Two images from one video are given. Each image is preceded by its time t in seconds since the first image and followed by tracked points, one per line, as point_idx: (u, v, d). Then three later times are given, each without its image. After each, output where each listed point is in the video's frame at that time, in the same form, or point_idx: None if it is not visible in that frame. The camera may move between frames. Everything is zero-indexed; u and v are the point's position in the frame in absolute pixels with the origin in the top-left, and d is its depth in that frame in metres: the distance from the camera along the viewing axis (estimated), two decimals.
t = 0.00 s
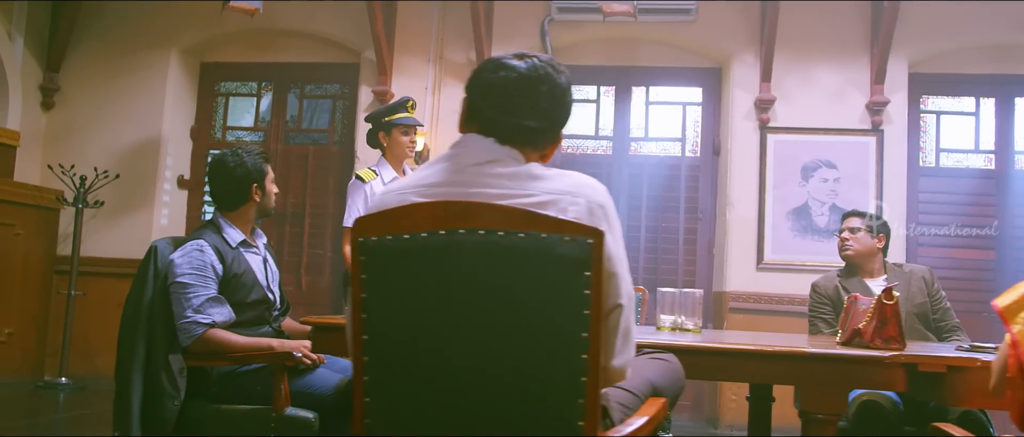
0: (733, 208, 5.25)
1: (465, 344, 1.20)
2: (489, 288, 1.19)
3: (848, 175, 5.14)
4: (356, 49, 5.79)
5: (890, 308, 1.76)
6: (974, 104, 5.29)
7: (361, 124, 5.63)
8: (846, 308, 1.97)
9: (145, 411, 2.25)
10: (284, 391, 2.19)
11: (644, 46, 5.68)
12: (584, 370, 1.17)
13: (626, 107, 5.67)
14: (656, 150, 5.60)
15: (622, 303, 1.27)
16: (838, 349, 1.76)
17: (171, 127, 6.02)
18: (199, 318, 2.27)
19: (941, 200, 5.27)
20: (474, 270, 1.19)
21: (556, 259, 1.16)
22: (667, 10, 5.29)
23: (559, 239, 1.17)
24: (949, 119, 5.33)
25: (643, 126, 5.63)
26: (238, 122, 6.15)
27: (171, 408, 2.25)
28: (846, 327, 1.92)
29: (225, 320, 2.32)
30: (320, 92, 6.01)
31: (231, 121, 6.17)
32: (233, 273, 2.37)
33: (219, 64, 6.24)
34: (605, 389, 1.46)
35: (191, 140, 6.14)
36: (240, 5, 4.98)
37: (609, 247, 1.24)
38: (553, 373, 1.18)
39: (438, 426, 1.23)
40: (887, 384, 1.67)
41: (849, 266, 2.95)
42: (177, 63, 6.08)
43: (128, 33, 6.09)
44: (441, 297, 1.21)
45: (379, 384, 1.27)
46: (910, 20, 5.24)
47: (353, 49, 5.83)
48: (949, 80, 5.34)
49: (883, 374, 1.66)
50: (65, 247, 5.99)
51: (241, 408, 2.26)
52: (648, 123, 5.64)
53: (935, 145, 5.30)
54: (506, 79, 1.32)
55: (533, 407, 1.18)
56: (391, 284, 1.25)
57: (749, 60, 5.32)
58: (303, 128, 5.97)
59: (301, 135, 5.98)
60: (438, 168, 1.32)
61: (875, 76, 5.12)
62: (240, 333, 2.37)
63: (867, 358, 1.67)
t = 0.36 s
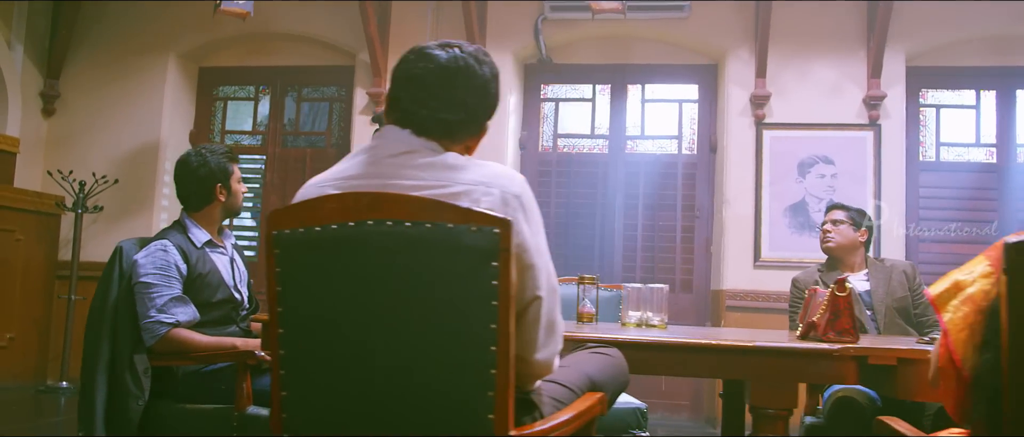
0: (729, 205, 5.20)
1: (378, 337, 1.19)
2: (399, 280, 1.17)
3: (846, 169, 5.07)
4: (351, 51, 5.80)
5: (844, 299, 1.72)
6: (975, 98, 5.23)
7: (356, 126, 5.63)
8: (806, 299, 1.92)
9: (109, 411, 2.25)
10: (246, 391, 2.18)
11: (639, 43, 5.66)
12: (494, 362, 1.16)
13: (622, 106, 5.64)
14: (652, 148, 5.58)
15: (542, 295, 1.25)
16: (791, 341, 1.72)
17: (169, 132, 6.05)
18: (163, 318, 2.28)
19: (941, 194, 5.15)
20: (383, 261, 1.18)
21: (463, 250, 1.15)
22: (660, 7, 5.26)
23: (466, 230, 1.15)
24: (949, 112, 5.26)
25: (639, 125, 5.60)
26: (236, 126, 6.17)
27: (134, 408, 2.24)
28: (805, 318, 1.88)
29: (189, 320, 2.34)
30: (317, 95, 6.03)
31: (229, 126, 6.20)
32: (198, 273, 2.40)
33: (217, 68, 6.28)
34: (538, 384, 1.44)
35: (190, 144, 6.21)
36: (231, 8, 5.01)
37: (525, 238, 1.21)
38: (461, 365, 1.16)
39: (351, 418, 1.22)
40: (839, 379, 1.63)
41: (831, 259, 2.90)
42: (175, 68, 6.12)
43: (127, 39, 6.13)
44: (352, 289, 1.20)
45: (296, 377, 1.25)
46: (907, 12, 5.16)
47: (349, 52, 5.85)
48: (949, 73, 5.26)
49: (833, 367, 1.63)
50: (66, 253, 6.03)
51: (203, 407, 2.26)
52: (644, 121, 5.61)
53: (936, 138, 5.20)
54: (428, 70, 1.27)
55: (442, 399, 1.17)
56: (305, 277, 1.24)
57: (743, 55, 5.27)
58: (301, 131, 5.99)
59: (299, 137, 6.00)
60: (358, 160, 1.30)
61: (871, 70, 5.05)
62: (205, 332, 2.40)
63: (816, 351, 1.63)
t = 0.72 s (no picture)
0: (724, 198, 5.18)
1: (311, 330, 1.19)
2: (329, 273, 1.17)
3: (840, 161, 5.04)
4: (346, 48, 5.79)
5: (804, 290, 1.70)
6: (972, 88, 5.14)
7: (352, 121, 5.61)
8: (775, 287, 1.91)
9: (82, 408, 2.24)
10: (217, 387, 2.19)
11: (633, 36, 5.63)
12: (423, 354, 1.15)
13: (617, 99, 5.61)
14: (648, 141, 5.55)
15: (477, 286, 1.22)
16: (750, 333, 1.69)
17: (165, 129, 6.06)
18: (134, 313, 2.27)
19: (940, 186, 5.09)
20: (314, 253, 1.18)
21: (392, 242, 1.15)
22: None
23: (394, 222, 1.14)
24: (947, 102, 5.18)
25: (634, 118, 5.58)
26: (233, 123, 6.19)
27: (108, 405, 2.25)
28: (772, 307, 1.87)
29: (161, 316, 2.33)
30: (313, 91, 6.04)
31: (226, 123, 6.21)
32: (170, 269, 2.41)
33: (214, 66, 6.30)
34: (487, 377, 1.43)
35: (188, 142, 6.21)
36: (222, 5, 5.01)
37: (458, 231, 1.19)
38: (391, 358, 1.16)
39: (286, 410, 1.22)
40: (797, 370, 1.61)
41: (812, 251, 2.88)
42: (171, 66, 6.13)
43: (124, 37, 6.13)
44: (285, 282, 1.20)
45: (233, 370, 1.26)
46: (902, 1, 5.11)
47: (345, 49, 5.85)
48: (946, 62, 5.20)
49: (790, 359, 1.62)
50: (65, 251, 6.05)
51: (175, 402, 2.28)
52: (639, 114, 5.58)
53: (932, 128, 5.16)
54: (365, 62, 1.23)
55: (373, 391, 1.17)
56: (240, 270, 1.24)
57: (737, 47, 5.24)
58: (297, 127, 6.00)
59: (296, 134, 6.00)
60: (296, 153, 1.29)
61: (866, 60, 5.01)
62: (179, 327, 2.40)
63: (773, 343, 1.61)
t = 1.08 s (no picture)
0: (731, 189, 5.10)
1: (258, 324, 1.18)
2: (275, 266, 1.16)
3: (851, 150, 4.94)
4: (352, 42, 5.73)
5: (782, 280, 1.66)
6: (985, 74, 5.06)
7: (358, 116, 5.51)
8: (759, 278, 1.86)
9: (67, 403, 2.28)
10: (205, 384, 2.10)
11: (639, 26, 5.55)
12: (369, 348, 1.13)
13: (623, 90, 5.55)
14: (655, 131, 5.48)
15: (429, 278, 1.20)
16: (727, 325, 1.64)
17: (174, 125, 6.07)
18: (119, 308, 2.23)
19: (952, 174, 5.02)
20: (260, 245, 1.16)
21: (336, 234, 1.12)
22: None
23: (337, 213, 1.12)
24: (960, 89, 5.09)
25: (641, 108, 5.51)
26: (240, 119, 6.20)
27: (93, 399, 2.27)
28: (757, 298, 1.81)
29: (147, 311, 2.27)
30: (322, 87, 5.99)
31: (234, 118, 6.22)
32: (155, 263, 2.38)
33: (221, 62, 6.31)
34: (450, 371, 1.40)
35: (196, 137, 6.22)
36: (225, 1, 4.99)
37: (407, 222, 1.17)
38: (337, 352, 1.14)
39: (236, 405, 1.20)
40: (774, 362, 1.56)
41: (810, 241, 2.83)
42: (179, 62, 6.14)
43: (133, 33, 6.16)
44: (233, 274, 1.18)
45: (184, 364, 1.24)
46: None
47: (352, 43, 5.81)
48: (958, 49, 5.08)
49: (767, 351, 1.56)
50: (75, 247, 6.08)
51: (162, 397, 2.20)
52: (646, 105, 5.51)
53: (945, 116, 5.07)
54: (314, 54, 1.19)
55: (322, 385, 1.16)
56: (188, 265, 1.22)
57: (744, 36, 5.17)
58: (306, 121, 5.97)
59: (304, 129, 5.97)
60: (246, 144, 1.26)
61: (875, 46, 4.92)
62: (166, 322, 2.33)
63: (748, 336, 1.55)
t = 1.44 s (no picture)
0: (736, 184, 4.83)
1: (200, 332, 1.13)
2: (214, 270, 1.11)
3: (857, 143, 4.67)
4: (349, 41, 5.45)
5: (762, 279, 1.60)
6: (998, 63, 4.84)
7: (357, 116, 5.30)
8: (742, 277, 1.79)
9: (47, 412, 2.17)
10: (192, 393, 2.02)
11: (642, 20, 5.25)
12: (312, 354, 1.08)
13: (626, 86, 5.25)
14: (658, 128, 5.17)
15: (379, 279, 1.15)
16: (706, 326, 1.58)
17: (175, 127, 6.03)
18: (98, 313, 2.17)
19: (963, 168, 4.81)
20: (199, 249, 1.11)
21: (276, 236, 1.08)
22: None
23: (276, 214, 1.08)
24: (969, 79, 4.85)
25: (644, 104, 5.20)
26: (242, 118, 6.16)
27: (72, 405, 2.18)
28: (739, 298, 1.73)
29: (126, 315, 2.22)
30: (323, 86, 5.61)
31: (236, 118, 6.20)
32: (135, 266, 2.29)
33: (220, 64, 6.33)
34: (412, 376, 1.35)
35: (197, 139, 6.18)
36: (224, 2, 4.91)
37: (353, 222, 1.12)
38: (279, 358, 1.09)
39: (180, 415, 1.15)
40: (753, 364, 1.48)
41: (806, 238, 2.78)
42: (179, 62, 6.10)
43: (133, 36, 6.12)
44: (173, 280, 1.14)
45: (127, 374, 1.19)
46: None
47: (349, 43, 5.55)
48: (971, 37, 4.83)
49: (746, 352, 1.48)
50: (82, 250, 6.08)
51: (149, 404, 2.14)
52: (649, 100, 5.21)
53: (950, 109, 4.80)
54: (257, 49, 1.15)
55: (265, 393, 1.11)
56: (130, 270, 1.17)
57: (747, 29, 4.90)
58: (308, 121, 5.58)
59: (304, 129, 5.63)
60: (190, 145, 1.22)
61: (881, 37, 4.66)
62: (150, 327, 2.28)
63: (726, 336, 1.47)
